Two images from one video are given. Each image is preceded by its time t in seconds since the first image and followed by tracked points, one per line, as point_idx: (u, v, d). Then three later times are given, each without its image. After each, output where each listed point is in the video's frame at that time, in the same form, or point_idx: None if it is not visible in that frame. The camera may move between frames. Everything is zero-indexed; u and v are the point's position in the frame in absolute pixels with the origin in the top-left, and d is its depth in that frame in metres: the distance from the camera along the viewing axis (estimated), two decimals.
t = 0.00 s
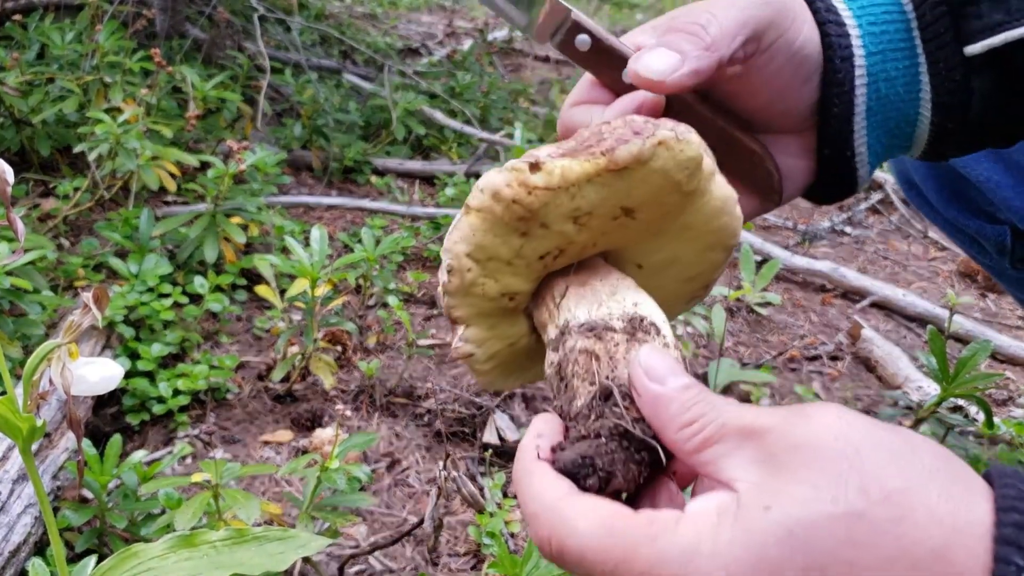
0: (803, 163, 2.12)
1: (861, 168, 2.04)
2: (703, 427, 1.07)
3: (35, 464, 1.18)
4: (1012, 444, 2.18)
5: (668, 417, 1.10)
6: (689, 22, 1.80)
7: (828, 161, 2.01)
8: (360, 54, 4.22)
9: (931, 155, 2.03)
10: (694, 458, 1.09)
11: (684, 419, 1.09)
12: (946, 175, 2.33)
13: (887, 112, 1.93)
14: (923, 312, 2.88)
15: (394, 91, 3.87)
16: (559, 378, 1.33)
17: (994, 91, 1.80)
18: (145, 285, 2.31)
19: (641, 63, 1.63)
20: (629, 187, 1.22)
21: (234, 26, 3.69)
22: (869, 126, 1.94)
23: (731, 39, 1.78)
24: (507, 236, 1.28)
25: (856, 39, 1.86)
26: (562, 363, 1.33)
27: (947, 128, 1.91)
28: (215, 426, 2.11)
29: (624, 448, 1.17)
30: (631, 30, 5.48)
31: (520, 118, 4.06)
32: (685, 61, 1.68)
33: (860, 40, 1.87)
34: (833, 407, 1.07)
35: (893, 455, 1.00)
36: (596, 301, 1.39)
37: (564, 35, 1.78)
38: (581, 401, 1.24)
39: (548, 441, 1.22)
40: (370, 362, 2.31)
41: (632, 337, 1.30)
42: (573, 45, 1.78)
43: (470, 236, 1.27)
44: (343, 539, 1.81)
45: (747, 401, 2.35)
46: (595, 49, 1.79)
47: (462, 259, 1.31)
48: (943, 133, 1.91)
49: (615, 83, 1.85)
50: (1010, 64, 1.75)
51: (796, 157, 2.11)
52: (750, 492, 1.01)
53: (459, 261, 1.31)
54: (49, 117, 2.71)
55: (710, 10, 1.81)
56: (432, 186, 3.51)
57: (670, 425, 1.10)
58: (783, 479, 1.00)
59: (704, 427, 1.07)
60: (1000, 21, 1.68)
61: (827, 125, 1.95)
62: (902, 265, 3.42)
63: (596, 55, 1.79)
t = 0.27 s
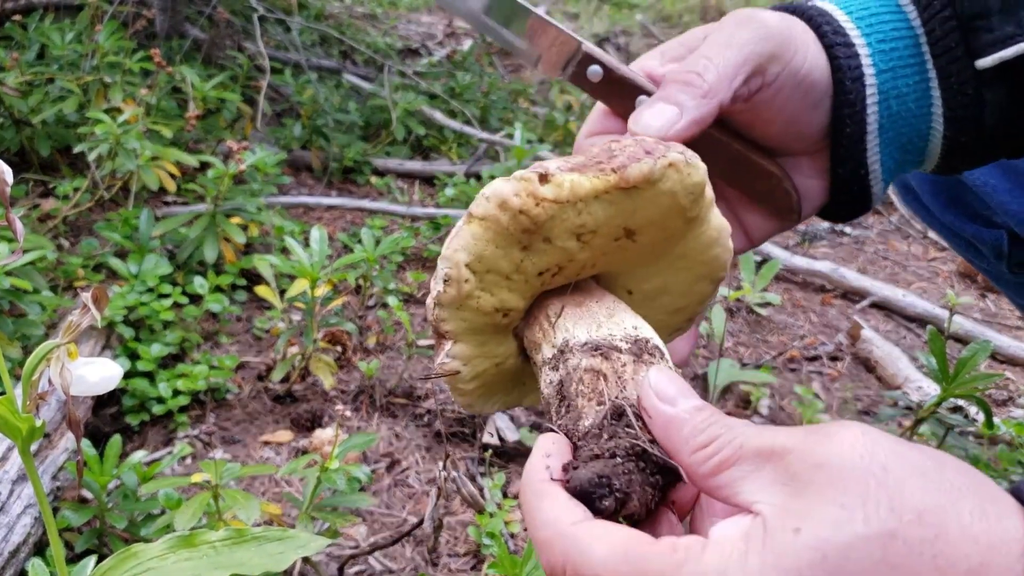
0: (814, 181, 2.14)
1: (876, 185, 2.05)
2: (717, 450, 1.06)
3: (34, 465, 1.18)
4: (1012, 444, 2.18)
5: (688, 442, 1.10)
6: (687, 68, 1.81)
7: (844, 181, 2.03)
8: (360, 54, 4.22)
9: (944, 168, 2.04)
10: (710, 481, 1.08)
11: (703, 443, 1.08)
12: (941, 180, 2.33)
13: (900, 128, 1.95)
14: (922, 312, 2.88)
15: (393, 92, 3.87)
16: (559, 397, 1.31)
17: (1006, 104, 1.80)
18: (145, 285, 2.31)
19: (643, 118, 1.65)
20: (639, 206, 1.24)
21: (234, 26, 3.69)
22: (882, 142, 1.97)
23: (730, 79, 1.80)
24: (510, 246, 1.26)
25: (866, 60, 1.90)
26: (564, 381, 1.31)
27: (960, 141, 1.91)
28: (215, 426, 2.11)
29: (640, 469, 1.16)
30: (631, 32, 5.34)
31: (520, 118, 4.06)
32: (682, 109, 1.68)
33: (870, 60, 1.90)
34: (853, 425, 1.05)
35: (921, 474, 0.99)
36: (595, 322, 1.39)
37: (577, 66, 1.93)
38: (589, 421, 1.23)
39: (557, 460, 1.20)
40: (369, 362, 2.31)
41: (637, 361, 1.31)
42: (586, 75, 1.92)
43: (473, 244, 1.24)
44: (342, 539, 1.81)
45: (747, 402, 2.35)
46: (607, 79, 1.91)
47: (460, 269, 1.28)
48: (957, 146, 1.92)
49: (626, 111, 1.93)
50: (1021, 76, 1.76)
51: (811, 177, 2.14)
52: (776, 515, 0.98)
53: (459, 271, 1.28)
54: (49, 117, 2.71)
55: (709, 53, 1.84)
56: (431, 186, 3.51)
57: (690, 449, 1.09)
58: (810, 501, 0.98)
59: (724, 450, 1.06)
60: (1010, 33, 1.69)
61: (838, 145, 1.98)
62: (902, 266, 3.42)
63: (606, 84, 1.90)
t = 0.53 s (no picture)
0: (824, 192, 2.07)
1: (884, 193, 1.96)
2: (769, 514, 1.14)
3: (34, 465, 1.18)
4: (1011, 444, 2.18)
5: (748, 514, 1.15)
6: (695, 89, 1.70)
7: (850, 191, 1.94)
8: (360, 55, 4.22)
9: (951, 172, 1.96)
10: (766, 544, 1.15)
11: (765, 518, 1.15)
12: (940, 182, 2.33)
13: (908, 133, 1.86)
14: (921, 313, 2.88)
15: (393, 92, 3.87)
16: (615, 431, 1.21)
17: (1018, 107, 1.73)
18: (145, 286, 2.30)
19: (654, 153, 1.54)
20: (714, 272, 1.23)
21: (234, 26, 3.69)
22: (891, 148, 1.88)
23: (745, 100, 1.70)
24: (601, 268, 1.18)
25: (875, 66, 1.81)
26: (626, 416, 1.22)
27: (968, 144, 1.84)
28: (214, 427, 2.11)
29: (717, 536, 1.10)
30: (631, 32, 5.29)
31: (520, 118, 4.06)
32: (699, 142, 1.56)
33: (879, 64, 1.81)
34: (902, 481, 1.11)
35: (972, 530, 1.04)
36: (643, 364, 1.35)
37: (583, 77, 1.86)
38: (658, 471, 1.14)
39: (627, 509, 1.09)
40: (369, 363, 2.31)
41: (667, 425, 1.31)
42: (591, 86, 1.86)
43: (579, 255, 1.15)
44: (342, 540, 1.81)
45: (746, 402, 2.35)
46: (613, 90, 1.85)
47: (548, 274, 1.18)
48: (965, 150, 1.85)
49: (636, 121, 1.86)
50: None
51: (821, 188, 2.07)
52: None
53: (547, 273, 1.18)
54: (48, 117, 2.71)
55: (719, 72, 1.73)
56: (431, 187, 3.51)
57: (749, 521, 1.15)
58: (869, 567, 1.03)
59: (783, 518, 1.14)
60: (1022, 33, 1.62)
61: (850, 154, 1.89)
62: (901, 266, 3.42)
63: (613, 96, 1.84)
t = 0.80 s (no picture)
0: (819, 182, 1.97)
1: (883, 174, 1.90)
2: (799, 547, 1.25)
3: (33, 466, 1.18)
4: (1010, 445, 2.18)
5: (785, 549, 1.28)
6: (726, 103, 1.47)
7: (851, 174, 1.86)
8: (359, 55, 4.21)
9: (950, 154, 1.93)
10: None
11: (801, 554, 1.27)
12: (942, 181, 2.33)
13: (914, 112, 1.81)
14: (921, 313, 2.86)
15: (393, 92, 3.87)
16: (654, 458, 1.32)
17: None
18: (144, 286, 2.30)
19: (693, 181, 1.37)
20: (747, 306, 1.38)
21: (234, 26, 3.69)
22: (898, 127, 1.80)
23: (779, 119, 1.53)
24: (662, 302, 1.22)
25: (888, 39, 1.69)
26: (667, 447, 1.33)
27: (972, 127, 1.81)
28: (214, 427, 2.11)
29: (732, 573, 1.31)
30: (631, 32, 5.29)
31: (520, 118, 4.05)
32: (737, 171, 1.42)
33: (893, 38, 1.69)
34: (944, 512, 1.09)
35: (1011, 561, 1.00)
36: (663, 386, 1.44)
37: (589, 42, 1.52)
38: (698, 518, 1.30)
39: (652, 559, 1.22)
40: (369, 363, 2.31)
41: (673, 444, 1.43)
42: (597, 56, 1.53)
43: (658, 289, 1.18)
44: (342, 540, 1.81)
45: (746, 402, 2.36)
46: (622, 60, 1.53)
47: (615, 297, 1.19)
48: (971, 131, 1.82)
49: (642, 95, 1.59)
50: None
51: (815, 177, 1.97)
52: None
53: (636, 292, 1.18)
54: (48, 118, 2.71)
55: (751, 83, 1.50)
56: (431, 187, 3.51)
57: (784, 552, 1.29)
58: None
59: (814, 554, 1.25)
60: None
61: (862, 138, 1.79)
62: (901, 266, 3.42)
63: (624, 69, 1.54)
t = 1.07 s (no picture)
0: (795, 178, 1.82)
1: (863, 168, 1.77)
2: None
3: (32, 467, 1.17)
4: (1011, 446, 2.16)
5: None
6: (734, 123, 1.31)
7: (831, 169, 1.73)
8: (358, 55, 4.21)
9: (931, 150, 1.83)
10: None
11: None
12: (944, 180, 2.30)
13: (903, 104, 1.69)
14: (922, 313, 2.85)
15: (392, 92, 3.87)
16: (678, 522, 1.19)
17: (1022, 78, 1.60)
18: (142, 286, 2.30)
19: (707, 212, 1.26)
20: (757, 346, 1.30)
21: (232, 26, 3.70)
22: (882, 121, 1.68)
23: (786, 136, 1.38)
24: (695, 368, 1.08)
25: (883, 29, 1.55)
26: (691, 507, 1.20)
27: (961, 123, 1.70)
28: (212, 428, 2.11)
29: None
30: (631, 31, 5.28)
31: (520, 118, 4.04)
32: (747, 197, 1.31)
33: (886, 27, 1.56)
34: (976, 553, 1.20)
35: None
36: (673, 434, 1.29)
37: (583, 29, 1.28)
38: None
39: None
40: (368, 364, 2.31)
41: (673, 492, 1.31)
42: (590, 45, 1.31)
43: (708, 358, 1.03)
44: (340, 542, 1.80)
45: (746, 403, 2.35)
46: (619, 50, 1.33)
47: (660, 364, 1.03)
48: (957, 127, 1.71)
49: (633, 92, 1.43)
50: None
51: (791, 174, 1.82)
52: None
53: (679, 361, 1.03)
54: (46, 118, 2.70)
55: (760, 98, 1.34)
56: (430, 187, 3.50)
57: None
58: None
59: None
60: None
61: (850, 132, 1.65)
62: (901, 267, 3.40)
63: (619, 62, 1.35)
